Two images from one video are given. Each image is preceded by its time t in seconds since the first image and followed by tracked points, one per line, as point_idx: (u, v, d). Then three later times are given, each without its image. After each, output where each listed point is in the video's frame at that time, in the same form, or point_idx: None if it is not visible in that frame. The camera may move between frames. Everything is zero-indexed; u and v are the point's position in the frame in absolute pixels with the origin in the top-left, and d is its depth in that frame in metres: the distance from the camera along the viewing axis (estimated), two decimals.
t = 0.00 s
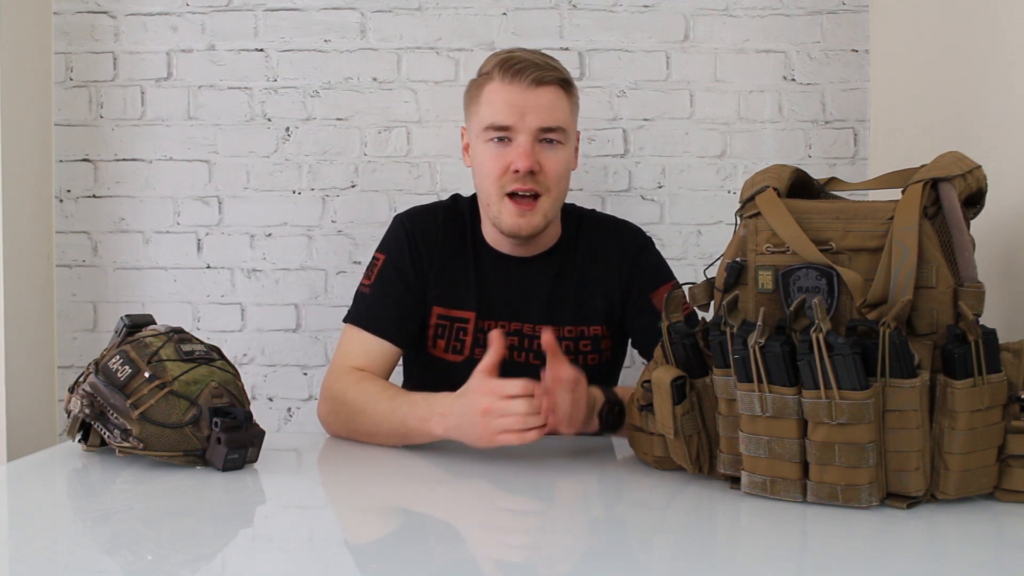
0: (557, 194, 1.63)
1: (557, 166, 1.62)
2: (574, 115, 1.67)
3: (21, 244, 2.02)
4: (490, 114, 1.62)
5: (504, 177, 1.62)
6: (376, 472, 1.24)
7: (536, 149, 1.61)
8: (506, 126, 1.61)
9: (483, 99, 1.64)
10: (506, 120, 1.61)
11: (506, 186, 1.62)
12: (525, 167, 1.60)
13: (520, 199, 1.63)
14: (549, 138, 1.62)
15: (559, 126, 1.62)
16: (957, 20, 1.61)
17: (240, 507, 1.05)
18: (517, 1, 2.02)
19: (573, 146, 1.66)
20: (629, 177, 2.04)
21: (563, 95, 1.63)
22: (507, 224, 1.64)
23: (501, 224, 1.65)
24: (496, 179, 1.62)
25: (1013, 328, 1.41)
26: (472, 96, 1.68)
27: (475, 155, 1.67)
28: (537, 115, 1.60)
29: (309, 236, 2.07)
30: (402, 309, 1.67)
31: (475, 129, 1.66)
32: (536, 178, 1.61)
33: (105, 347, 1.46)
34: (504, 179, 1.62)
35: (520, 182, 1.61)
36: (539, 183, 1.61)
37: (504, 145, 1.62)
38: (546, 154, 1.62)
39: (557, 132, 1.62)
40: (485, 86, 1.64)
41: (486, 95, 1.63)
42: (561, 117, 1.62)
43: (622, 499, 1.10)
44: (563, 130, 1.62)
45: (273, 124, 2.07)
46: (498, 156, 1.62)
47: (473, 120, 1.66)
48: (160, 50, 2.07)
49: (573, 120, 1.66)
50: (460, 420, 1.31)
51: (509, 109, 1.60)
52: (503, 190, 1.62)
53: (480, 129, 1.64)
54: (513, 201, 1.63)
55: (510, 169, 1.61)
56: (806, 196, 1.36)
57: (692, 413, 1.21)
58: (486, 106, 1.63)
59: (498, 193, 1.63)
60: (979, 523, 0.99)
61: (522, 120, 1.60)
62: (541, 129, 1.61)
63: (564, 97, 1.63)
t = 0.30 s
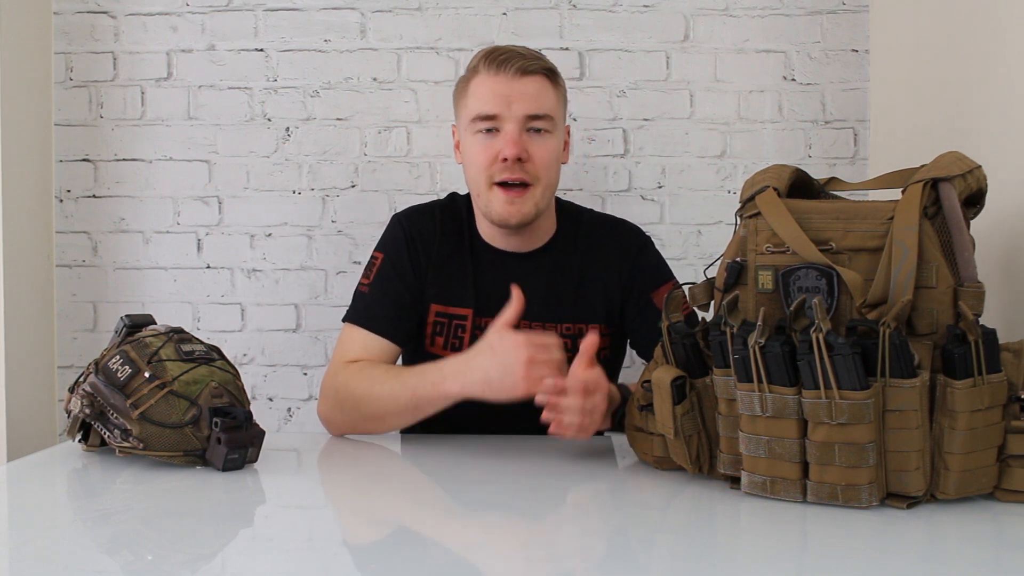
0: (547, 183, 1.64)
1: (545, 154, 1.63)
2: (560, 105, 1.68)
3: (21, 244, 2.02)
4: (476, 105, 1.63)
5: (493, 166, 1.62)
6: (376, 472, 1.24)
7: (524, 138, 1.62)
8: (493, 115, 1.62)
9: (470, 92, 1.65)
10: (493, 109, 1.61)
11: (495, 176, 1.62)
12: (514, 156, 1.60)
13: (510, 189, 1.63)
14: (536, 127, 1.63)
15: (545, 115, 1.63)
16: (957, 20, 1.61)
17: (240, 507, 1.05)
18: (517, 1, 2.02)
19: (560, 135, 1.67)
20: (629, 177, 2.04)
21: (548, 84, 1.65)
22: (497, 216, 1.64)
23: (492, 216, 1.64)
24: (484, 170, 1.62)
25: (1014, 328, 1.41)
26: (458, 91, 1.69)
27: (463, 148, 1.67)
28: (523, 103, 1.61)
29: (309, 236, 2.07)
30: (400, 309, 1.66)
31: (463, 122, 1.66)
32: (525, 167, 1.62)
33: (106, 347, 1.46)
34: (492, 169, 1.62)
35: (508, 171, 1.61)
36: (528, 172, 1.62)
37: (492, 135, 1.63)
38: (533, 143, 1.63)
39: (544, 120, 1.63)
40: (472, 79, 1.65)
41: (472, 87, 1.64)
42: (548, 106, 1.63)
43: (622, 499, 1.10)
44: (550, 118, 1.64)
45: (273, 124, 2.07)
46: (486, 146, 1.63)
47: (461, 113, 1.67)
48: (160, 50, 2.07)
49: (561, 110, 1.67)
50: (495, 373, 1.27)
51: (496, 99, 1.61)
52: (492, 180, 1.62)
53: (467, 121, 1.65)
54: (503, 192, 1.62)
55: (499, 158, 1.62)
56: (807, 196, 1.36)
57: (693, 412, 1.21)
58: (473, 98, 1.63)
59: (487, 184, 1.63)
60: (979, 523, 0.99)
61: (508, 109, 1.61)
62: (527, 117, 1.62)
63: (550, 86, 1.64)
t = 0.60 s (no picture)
0: (544, 181, 1.63)
1: (543, 152, 1.63)
2: (559, 105, 1.68)
3: (21, 244, 2.02)
4: (475, 102, 1.63)
5: (491, 163, 1.62)
6: (377, 472, 1.24)
7: (522, 136, 1.62)
8: (491, 113, 1.62)
9: (469, 89, 1.65)
10: (492, 107, 1.61)
11: (492, 173, 1.62)
12: (511, 153, 1.60)
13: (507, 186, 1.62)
14: (535, 125, 1.63)
15: (544, 113, 1.63)
16: (957, 20, 1.61)
17: (240, 507, 1.05)
18: (517, 1, 2.02)
19: (559, 134, 1.67)
20: (629, 177, 2.04)
21: (547, 83, 1.65)
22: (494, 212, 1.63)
23: (488, 213, 1.64)
24: (482, 167, 1.62)
25: (1014, 328, 1.41)
26: (457, 89, 1.69)
27: (462, 145, 1.67)
28: (522, 101, 1.61)
29: (309, 236, 2.07)
30: (398, 309, 1.66)
31: (461, 120, 1.67)
32: (522, 164, 1.61)
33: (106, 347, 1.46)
34: (490, 166, 1.62)
35: (506, 168, 1.61)
36: (525, 170, 1.62)
37: (490, 132, 1.63)
38: (531, 140, 1.62)
39: (542, 119, 1.63)
40: (471, 76, 1.65)
41: (471, 84, 1.64)
42: (547, 104, 1.63)
43: (622, 499, 1.10)
44: (548, 116, 1.64)
45: (273, 124, 2.07)
46: (484, 143, 1.62)
47: (460, 110, 1.67)
48: (160, 50, 2.07)
49: (560, 109, 1.67)
50: (485, 415, 1.35)
51: (495, 96, 1.61)
52: (490, 177, 1.62)
53: (466, 118, 1.65)
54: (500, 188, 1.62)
55: (497, 155, 1.62)
56: (807, 196, 1.36)
57: (693, 412, 1.21)
58: (472, 95, 1.64)
59: (485, 181, 1.63)
60: (979, 523, 0.99)
61: (507, 106, 1.61)
62: (526, 115, 1.62)
63: (549, 85, 1.64)
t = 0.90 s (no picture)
0: (548, 183, 1.64)
1: (548, 155, 1.63)
2: (568, 106, 1.68)
3: (21, 244, 2.02)
4: (484, 97, 1.63)
5: (495, 161, 1.62)
6: (377, 471, 1.24)
7: (529, 136, 1.62)
8: (500, 110, 1.62)
9: (479, 85, 1.65)
10: (500, 104, 1.61)
11: (496, 171, 1.62)
12: (516, 153, 1.61)
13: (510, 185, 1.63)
14: (542, 126, 1.63)
15: (552, 114, 1.63)
16: (957, 20, 1.61)
17: (240, 507, 1.05)
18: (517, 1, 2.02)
19: (566, 136, 1.67)
20: (629, 177, 2.04)
21: (557, 84, 1.65)
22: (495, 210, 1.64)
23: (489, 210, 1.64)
24: (486, 164, 1.63)
25: (1013, 328, 1.41)
26: (466, 84, 1.69)
27: (467, 141, 1.67)
28: (530, 100, 1.61)
29: (309, 236, 2.07)
30: (397, 310, 1.66)
31: (469, 115, 1.67)
32: (527, 164, 1.62)
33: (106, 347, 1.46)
34: (494, 164, 1.62)
35: (510, 167, 1.61)
36: (529, 170, 1.62)
37: (497, 130, 1.63)
38: (537, 142, 1.63)
39: (550, 120, 1.63)
40: (482, 72, 1.65)
41: (481, 80, 1.64)
42: (555, 106, 1.63)
43: (622, 499, 1.10)
44: (556, 117, 1.64)
45: (273, 124, 2.07)
46: (490, 140, 1.62)
47: (468, 105, 1.67)
48: (160, 50, 2.07)
49: (568, 111, 1.67)
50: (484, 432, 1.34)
51: (504, 94, 1.61)
52: (493, 175, 1.62)
53: (473, 113, 1.65)
54: (503, 187, 1.63)
55: (502, 153, 1.62)
56: (807, 196, 1.36)
57: (693, 413, 1.21)
58: (481, 91, 1.64)
59: (488, 178, 1.63)
60: (979, 523, 0.99)
61: (516, 105, 1.61)
62: (534, 115, 1.62)
63: (559, 86, 1.64)
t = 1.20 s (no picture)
0: (548, 183, 1.64)
1: (549, 155, 1.63)
2: (569, 105, 1.68)
3: (21, 244, 2.02)
4: (485, 97, 1.63)
5: (495, 161, 1.62)
6: (377, 471, 1.24)
7: (530, 136, 1.62)
8: (501, 109, 1.62)
9: (480, 83, 1.64)
10: (502, 103, 1.61)
11: (496, 171, 1.62)
12: (517, 152, 1.61)
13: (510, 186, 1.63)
14: (543, 126, 1.63)
15: (554, 114, 1.63)
16: (957, 20, 1.61)
17: (240, 507, 1.05)
18: (517, 1, 2.02)
19: (567, 136, 1.67)
20: (629, 177, 2.04)
21: (559, 83, 1.65)
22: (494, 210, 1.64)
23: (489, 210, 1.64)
24: (486, 164, 1.63)
25: (1013, 328, 1.41)
26: (467, 82, 1.69)
27: (468, 140, 1.67)
28: (531, 99, 1.61)
29: (309, 236, 2.07)
30: (397, 310, 1.66)
31: (470, 113, 1.67)
32: (527, 164, 1.62)
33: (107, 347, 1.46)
34: (494, 164, 1.62)
35: (510, 167, 1.61)
36: (529, 170, 1.62)
37: (497, 129, 1.63)
38: (538, 142, 1.63)
39: (552, 120, 1.63)
40: (483, 71, 1.65)
41: (482, 79, 1.64)
42: (557, 105, 1.63)
43: (622, 499, 1.10)
44: (558, 117, 1.64)
45: (273, 124, 2.07)
46: (491, 140, 1.62)
47: (469, 104, 1.67)
48: (160, 50, 2.07)
49: (569, 110, 1.67)
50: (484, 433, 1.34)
51: (505, 93, 1.61)
52: (493, 175, 1.62)
53: (474, 112, 1.65)
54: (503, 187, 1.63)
55: (502, 153, 1.62)
56: (807, 196, 1.36)
57: (693, 413, 1.20)
58: (483, 90, 1.63)
59: (488, 178, 1.63)
60: (979, 523, 0.99)
61: (517, 104, 1.61)
62: (535, 115, 1.62)
63: (561, 85, 1.64)
